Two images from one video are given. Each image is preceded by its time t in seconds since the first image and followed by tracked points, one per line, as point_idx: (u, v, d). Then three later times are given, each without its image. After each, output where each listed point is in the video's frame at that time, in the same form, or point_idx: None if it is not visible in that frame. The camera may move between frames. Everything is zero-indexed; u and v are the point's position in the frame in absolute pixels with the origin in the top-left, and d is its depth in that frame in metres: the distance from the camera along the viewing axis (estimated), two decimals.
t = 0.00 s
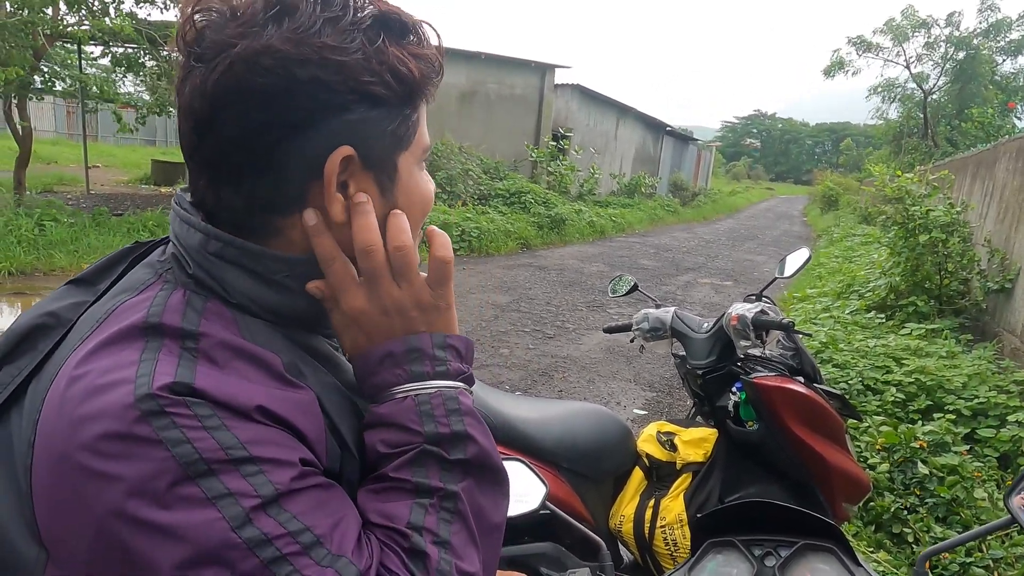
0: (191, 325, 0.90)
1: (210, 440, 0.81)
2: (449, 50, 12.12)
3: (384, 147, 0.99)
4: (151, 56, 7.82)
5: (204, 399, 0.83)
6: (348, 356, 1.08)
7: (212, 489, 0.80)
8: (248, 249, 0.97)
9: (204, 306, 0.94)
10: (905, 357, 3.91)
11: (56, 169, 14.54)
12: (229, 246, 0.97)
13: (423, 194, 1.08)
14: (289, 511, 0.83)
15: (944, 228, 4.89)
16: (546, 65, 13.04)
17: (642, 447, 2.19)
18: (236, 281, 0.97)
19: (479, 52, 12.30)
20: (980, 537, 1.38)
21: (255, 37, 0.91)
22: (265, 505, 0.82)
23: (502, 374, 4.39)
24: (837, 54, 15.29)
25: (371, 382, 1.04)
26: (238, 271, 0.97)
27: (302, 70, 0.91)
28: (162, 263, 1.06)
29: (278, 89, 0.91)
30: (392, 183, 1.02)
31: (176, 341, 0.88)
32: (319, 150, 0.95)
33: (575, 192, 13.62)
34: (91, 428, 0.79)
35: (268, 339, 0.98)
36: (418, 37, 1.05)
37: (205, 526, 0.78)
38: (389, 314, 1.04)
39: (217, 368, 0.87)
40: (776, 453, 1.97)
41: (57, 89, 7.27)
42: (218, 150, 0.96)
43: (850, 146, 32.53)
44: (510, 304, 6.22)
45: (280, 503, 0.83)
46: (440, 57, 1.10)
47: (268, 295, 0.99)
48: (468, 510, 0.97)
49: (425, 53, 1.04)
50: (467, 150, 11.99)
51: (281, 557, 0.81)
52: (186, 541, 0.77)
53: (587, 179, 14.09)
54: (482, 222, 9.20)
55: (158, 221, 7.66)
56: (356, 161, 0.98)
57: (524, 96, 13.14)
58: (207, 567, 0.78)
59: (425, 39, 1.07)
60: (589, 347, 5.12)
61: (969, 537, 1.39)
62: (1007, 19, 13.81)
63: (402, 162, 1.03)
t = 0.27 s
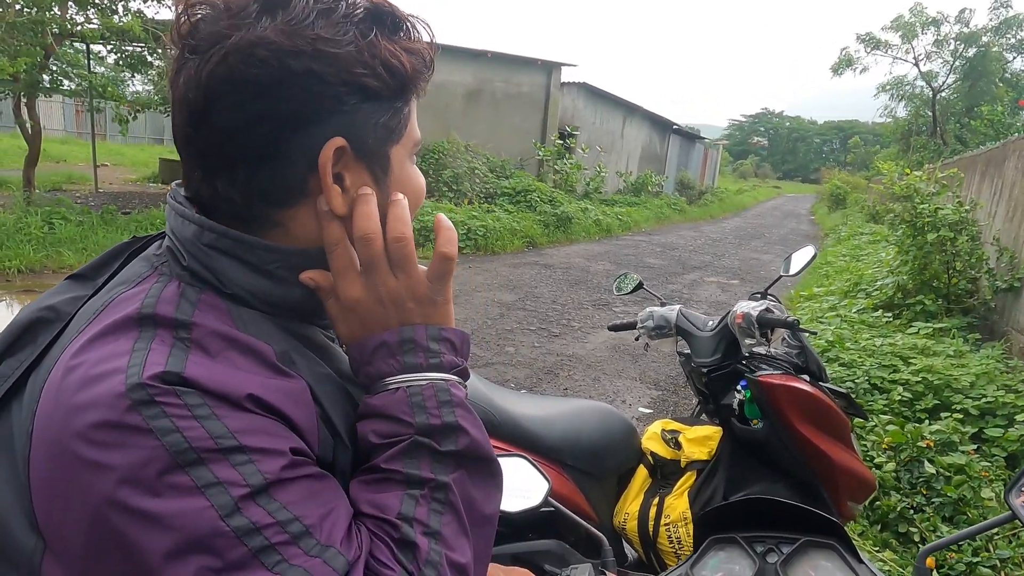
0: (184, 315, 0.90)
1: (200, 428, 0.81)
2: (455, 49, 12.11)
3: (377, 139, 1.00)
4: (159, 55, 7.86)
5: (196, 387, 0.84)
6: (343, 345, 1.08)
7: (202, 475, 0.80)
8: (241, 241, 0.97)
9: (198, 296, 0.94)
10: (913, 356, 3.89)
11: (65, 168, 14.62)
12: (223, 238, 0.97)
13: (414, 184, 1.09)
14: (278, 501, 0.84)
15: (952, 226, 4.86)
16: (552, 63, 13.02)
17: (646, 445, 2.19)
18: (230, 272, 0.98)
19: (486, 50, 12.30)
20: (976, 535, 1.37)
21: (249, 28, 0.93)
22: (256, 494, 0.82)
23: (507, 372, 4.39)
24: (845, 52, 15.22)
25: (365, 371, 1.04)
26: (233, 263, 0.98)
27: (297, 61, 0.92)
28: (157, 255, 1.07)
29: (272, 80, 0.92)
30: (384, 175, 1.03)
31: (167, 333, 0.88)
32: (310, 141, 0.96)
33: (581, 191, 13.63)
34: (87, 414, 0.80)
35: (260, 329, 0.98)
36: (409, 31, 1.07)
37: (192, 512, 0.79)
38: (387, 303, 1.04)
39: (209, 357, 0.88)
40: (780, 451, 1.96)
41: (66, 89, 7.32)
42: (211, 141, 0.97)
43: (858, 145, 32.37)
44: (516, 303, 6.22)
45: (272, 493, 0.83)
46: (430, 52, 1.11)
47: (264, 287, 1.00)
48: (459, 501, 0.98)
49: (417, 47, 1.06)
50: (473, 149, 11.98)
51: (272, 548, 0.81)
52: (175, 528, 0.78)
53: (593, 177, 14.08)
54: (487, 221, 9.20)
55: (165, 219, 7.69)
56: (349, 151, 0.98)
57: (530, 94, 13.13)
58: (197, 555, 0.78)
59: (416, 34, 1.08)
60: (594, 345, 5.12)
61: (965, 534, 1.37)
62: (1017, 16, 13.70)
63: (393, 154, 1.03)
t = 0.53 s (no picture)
0: (202, 309, 0.93)
1: (215, 444, 0.82)
2: (461, 47, 12.11)
3: (372, 126, 1.02)
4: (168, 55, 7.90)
5: (218, 392, 0.84)
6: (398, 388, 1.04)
7: (209, 493, 0.80)
8: (254, 234, 0.98)
9: (215, 290, 0.97)
10: (921, 355, 3.88)
11: (75, 167, 14.72)
12: (237, 232, 0.98)
13: (415, 172, 1.11)
14: (280, 533, 0.82)
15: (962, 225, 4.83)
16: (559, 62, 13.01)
17: (653, 444, 2.19)
18: (244, 264, 0.98)
19: (492, 49, 12.30)
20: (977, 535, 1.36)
21: (247, 23, 0.95)
22: (257, 521, 0.81)
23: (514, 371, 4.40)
24: (854, 50, 15.14)
25: (411, 415, 1.00)
26: (248, 257, 0.98)
27: (292, 53, 0.94)
28: (174, 253, 1.09)
29: (269, 72, 0.94)
30: (382, 163, 1.04)
31: (186, 334, 0.89)
32: (307, 132, 0.98)
33: (588, 190, 13.63)
34: (110, 414, 0.82)
35: (275, 326, 0.98)
36: (401, 24, 1.10)
37: (196, 530, 0.79)
38: (453, 357, 1.00)
39: (225, 352, 0.89)
40: (790, 452, 1.96)
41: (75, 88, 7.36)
42: (210, 138, 0.99)
43: (866, 143, 32.19)
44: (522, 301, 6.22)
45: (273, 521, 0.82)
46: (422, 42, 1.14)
47: (282, 282, 1.00)
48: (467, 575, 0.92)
49: (407, 39, 1.09)
50: (480, 147, 11.99)
51: None
52: (180, 541, 0.78)
53: (600, 176, 14.06)
54: (494, 220, 9.21)
55: (174, 217, 7.73)
56: (346, 140, 1.00)
57: (537, 93, 13.12)
58: None
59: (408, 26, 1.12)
60: (601, 344, 5.12)
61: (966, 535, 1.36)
62: None
63: (391, 143, 1.05)
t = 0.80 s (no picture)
0: (229, 303, 0.96)
1: (166, 456, 0.79)
2: (467, 46, 12.10)
3: (385, 120, 1.05)
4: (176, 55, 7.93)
5: (222, 402, 0.84)
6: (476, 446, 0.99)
7: (129, 496, 0.77)
8: (283, 230, 1.02)
9: (245, 285, 0.99)
10: (929, 355, 3.86)
11: (83, 166, 14.81)
12: (265, 228, 1.02)
13: (426, 160, 1.15)
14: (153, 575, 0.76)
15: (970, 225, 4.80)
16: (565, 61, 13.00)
17: (658, 444, 2.18)
18: (273, 260, 1.02)
19: (499, 49, 12.30)
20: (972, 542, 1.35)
21: (249, 33, 0.98)
22: (143, 553, 0.76)
23: (520, 370, 4.40)
24: (862, 48, 15.04)
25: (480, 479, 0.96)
26: (277, 253, 1.02)
27: (298, 56, 0.97)
28: (204, 251, 1.12)
29: (277, 78, 0.97)
30: (396, 156, 1.08)
31: (208, 327, 0.92)
32: (321, 131, 1.00)
33: (594, 189, 13.65)
34: (105, 383, 0.84)
35: (302, 321, 1.01)
36: (399, 17, 1.11)
37: (93, 523, 0.76)
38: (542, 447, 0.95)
39: (245, 343, 0.92)
40: (797, 452, 1.95)
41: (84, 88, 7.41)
42: (225, 143, 1.02)
43: (874, 143, 32.03)
44: (528, 301, 6.22)
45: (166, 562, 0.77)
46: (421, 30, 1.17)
47: (313, 277, 1.04)
48: None
49: (410, 32, 1.11)
50: (486, 147, 11.99)
51: None
52: (78, 523, 0.77)
53: (606, 175, 14.04)
54: (500, 219, 9.20)
55: (181, 217, 7.77)
56: (361, 136, 1.03)
57: (543, 92, 13.12)
58: (57, 574, 0.75)
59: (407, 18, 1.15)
60: (606, 344, 5.12)
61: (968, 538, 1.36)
62: None
63: (401, 136, 1.09)
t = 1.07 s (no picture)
0: (230, 302, 0.98)
1: (156, 446, 0.81)
2: (472, 45, 12.08)
3: (400, 128, 1.05)
4: (182, 54, 7.95)
5: (212, 394, 0.86)
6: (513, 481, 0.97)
7: (116, 486, 0.78)
8: (290, 232, 1.03)
9: (249, 285, 1.02)
10: (936, 355, 3.84)
11: (91, 166, 14.86)
12: (273, 230, 1.03)
13: (444, 162, 1.15)
14: (141, 567, 0.78)
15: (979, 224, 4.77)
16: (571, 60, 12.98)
17: (663, 443, 2.17)
18: (281, 263, 1.03)
19: (505, 48, 12.28)
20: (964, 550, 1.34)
21: (263, 42, 0.97)
22: (130, 547, 0.78)
23: (525, 369, 4.40)
24: (870, 46, 14.95)
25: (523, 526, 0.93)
26: (285, 256, 1.03)
27: (308, 66, 0.97)
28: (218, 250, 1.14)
29: (290, 88, 0.97)
30: (412, 163, 1.08)
31: (207, 322, 0.94)
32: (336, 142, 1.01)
33: (600, 186, 13.48)
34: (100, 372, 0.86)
35: (303, 322, 1.02)
36: (419, 17, 1.10)
37: (77, 512, 0.77)
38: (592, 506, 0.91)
39: (246, 342, 0.93)
40: (801, 452, 1.95)
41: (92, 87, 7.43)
42: (237, 149, 1.03)
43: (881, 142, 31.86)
44: (533, 300, 6.22)
45: (156, 554, 0.79)
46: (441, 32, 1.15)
47: (321, 281, 1.05)
48: None
49: (430, 33, 1.10)
50: (492, 146, 11.97)
51: None
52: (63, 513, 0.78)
53: (612, 174, 14.01)
54: (505, 218, 9.19)
55: (188, 216, 7.78)
56: (374, 146, 1.04)
57: (549, 91, 13.10)
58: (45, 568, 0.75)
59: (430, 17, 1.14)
60: (612, 343, 5.11)
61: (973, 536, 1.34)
62: None
63: (418, 142, 1.09)
